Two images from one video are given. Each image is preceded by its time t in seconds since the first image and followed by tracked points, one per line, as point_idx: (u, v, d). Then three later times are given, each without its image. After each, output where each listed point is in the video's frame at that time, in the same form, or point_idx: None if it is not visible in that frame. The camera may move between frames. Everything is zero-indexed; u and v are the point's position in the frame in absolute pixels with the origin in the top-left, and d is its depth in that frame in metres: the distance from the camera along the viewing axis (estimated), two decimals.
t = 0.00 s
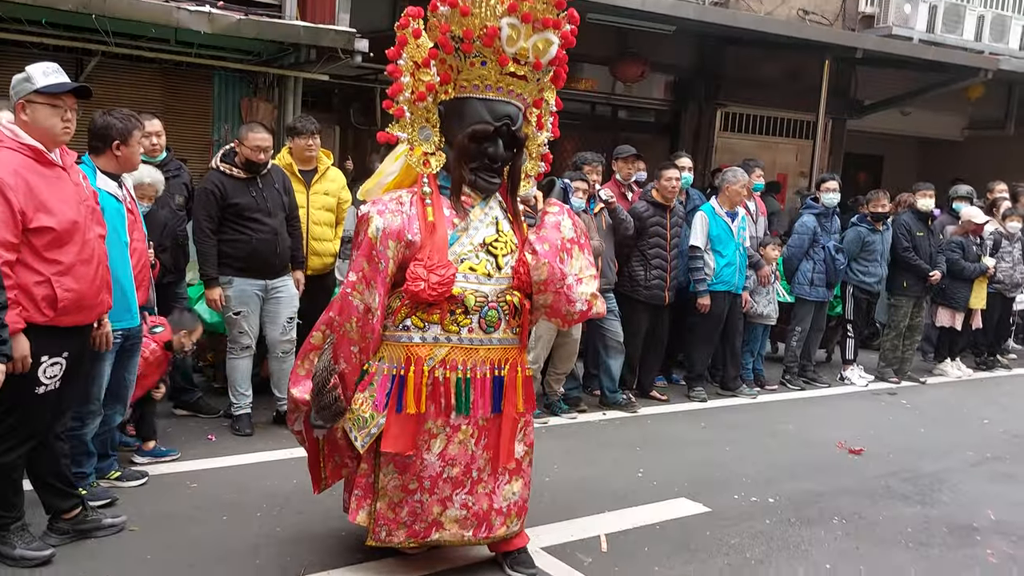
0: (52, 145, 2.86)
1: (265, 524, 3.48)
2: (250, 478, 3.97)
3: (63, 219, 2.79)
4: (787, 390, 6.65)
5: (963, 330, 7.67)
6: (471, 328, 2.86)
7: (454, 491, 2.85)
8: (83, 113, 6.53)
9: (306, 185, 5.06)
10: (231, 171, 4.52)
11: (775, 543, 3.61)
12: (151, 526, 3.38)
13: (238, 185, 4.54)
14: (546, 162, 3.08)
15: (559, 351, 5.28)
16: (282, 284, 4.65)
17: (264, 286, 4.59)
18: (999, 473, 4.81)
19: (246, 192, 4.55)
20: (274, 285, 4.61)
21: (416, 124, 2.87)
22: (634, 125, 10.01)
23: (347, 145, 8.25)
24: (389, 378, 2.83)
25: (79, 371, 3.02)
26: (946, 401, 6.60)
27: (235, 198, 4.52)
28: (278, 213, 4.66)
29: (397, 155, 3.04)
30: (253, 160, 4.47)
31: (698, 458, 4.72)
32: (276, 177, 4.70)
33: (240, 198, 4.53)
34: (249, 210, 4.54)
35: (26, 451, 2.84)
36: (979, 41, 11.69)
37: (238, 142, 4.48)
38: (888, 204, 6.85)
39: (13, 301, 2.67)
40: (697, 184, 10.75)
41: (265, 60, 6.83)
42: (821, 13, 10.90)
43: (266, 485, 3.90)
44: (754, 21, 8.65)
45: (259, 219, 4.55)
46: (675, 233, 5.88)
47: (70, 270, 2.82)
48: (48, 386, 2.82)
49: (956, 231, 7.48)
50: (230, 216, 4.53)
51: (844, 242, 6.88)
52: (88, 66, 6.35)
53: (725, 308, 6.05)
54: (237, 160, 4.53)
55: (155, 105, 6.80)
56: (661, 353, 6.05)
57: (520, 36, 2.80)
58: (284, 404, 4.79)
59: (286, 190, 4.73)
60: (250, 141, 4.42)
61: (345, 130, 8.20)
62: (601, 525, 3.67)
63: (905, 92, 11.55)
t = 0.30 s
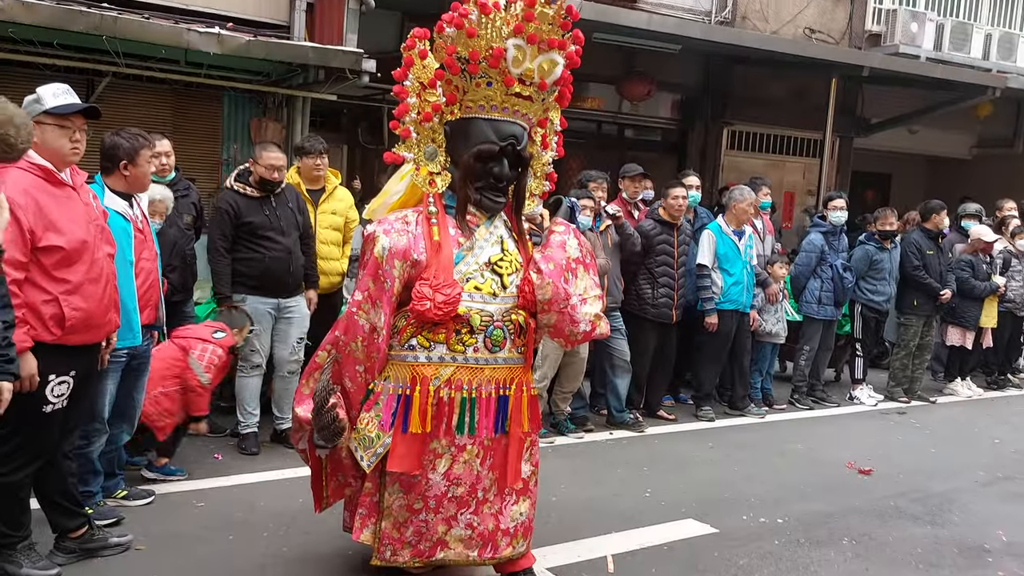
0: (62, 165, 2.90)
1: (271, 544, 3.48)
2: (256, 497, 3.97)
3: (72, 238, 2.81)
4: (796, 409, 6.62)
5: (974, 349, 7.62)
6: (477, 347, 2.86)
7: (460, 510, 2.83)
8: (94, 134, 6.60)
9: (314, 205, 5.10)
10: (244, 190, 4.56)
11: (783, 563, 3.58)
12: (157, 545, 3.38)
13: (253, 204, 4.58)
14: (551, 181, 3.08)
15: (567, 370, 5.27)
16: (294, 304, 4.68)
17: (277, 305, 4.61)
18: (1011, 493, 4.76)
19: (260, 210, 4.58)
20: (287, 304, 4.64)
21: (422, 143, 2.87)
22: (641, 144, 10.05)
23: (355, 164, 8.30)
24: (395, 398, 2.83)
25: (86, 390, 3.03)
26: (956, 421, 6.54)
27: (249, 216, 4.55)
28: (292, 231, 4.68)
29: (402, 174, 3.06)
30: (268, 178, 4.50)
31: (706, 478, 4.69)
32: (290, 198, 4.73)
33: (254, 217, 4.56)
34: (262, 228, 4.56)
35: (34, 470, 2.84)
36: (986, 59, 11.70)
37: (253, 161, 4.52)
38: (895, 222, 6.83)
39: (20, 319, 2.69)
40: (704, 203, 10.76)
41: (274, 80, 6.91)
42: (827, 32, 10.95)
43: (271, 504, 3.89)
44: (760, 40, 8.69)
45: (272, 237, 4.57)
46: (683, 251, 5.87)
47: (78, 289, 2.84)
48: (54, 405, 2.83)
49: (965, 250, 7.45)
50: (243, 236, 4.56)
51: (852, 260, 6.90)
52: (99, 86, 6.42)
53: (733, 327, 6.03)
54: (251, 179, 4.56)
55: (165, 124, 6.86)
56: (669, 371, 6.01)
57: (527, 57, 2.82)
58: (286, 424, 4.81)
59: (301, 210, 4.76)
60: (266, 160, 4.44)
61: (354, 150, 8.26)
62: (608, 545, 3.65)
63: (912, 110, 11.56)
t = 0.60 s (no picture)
0: (68, 173, 2.93)
1: (275, 552, 3.48)
2: (260, 506, 3.97)
3: (78, 247, 2.82)
4: (802, 419, 6.60)
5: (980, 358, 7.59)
6: (484, 355, 2.86)
7: (468, 519, 2.83)
8: (101, 143, 6.64)
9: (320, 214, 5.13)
10: (263, 197, 4.59)
11: (789, 573, 3.56)
12: (161, 553, 3.38)
13: (270, 209, 4.59)
14: (553, 189, 3.13)
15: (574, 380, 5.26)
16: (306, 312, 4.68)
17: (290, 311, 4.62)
18: (1018, 504, 4.73)
19: (277, 216, 4.59)
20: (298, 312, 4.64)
21: (427, 153, 2.90)
22: (646, 153, 10.07)
23: (361, 174, 8.33)
24: (402, 407, 2.83)
25: (92, 398, 3.04)
26: (963, 430, 6.51)
27: (265, 221, 4.56)
28: (307, 239, 4.69)
29: (407, 184, 3.08)
30: (289, 186, 4.53)
31: (711, 487, 4.68)
32: (307, 206, 4.77)
33: (270, 222, 4.56)
34: (279, 233, 4.58)
35: (39, 478, 2.85)
36: (991, 68, 11.69)
37: (274, 168, 4.56)
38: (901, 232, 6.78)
39: (26, 328, 2.71)
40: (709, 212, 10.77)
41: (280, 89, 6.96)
42: (832, 42, 10.97)
43: (276, 513, 3.89)
44: (764, 50, 8.72)
45: (286, 243, 4.59)
46: (688, 260, 5.87)
47: (83, 298, 2.85)
48: (60, 413, 2.83)
49: (972, 259, 7.43)
50: (259, 239, 4.56)
51: (857, 270, 6.88)
52: (107, 96, 6.47)
53: (738, 336, 6.02)
54: (272, 186, 4.61)
55: (171, 134, 6.90)
56: (674, 381, 6.01)
57: (531, 66, 2.82)
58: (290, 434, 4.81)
59: (318, 219, 4.80)
60: (286, 167, 4.47)
61: (359, 159, 8.29)
62: (613, 555, 3.63)
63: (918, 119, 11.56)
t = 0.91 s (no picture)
0: (71, 177, 2.93)
1: (277, 556, 3.48)
2: (262, 509, 3.98)
3: (81, 251, 2.83)
4: (804, 423, 6.59)
5: (982, 363, 7.58)
6: (498, 357, 2.88)
7: (486, 521, 2.86)
8: (104, 147, 6.66)
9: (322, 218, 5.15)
10: (277, 200, 4.63)
11: None
12: (163, 557, 3.39)
13: (283, 214, 4.62)
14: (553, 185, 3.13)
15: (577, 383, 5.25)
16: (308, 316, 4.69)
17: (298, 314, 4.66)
18: (1020, 508, 4.72)
19: (289, 221, 4.62)
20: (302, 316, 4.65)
21: (427, 160, 2.91)
22: (649, 157, 10.09)
23: (364, 178, 8.35)
24: (419, 413, 2.82)
25: (94, 402, 3.05)
26: (965, 435, 6.50)
27: (276, 224, 4.59)
28: (317, 246, 4.70)
29: (408, 192, 3.07)
30: (303, 191, 4.55)
31: (713, 491, 4.68)
32: (322, 213, 4.78)
33: (281, 226, 4.59)
34: (289, 237, 4.60)
35: (42, 481, 2.86)
36: (993, 73, 11.70)
37: (290, 174, 4.57)
38: (902, 236, 6.83)
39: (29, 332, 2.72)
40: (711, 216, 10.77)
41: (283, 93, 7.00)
42: (834, 47, 10.99)
43: (278, 517, 3.90)
44: (766, 55, 8.73)
45: (296, 248, 4.61)
46: (690, 264, 5.88)
47: (86, 302, 2.86)
48: (63, 418, 2.84)
49: (974, 264, 7.42)
50: (270, 242, 4.60)
51: (858, 274, 6.89)
52: (109, 100, 6.47)
53: (740, 340, 6.02)
54: (287, 192, 4.64)
55: (175, 138, 6.92)
56: (676, 385, 6.01)
57: (525, 66, 2.84)
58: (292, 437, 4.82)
59: (331, 227, 4.80)
60: (301, 173, 4.49)
61: (362, 163, 8.31)
62: (614, 558, 3.64)
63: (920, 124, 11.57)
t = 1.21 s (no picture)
0: (75, 180, 2.94)
1: (278, 556, 3.49)
2: (264, 510, 3.98)
3: (84, 252, 2.83)
4: (806, 424, 6.59)
5: (984, 364, 7.57)
6: (504, 358, 2.88)
7: (511, 517, 2.85)
8: (107, 148, 6.68)
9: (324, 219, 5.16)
10: (286, 201, 4.64)
11: None
12: (166, 557, 3.40)
13: (290, 214, 4.63)
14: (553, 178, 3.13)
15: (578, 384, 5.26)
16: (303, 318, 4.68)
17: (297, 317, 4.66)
18: (1021, 509, 4.72)
19: (294, 222, 4.62)
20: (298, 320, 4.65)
21: (422, 167, 2.91)
22: (650, 158, 10.09)
23: (365, 179, 8.36)
24: (433, 419, 2.83)
25: (96, 403, 3.05)
26: (967, 436, 6.50)
27: (281, 225, 4.59)
28: (321, 249, 4.71)
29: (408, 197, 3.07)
30: (313, 196, 4.58)
31: (715, 492, 4.68)
32: (329, 217, 4.80)
33: (285, 226, 4.59)
34: (294, 238, 4.60)
35: (44, 481, 2.87)
36: (995, 75, 11.68)
37: (301, 177, 4.60)
38: (903, 237, 6.83)
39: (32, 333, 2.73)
40: (713, 218, 10.77)
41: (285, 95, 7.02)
42: (836, 48, 10.99)
43: (280, 517, 3.91)
44: (767, 56, 8.73)
45: (299, 249, 4.61)
46: (691, 265, 5.88)
47: (89, 303, 2.87)
48: (66, 418, 2.84)
49: (975, 265, 7.41)
50: (274, 242, 4.60)
51: (860, 276, 6.91)
52: (112, 101, 6.48)
53: (741, 341, 6.02)
54: (297, 193, 4.65)
55: (177, 139, 6.93)
56: (677, 385, 6.01)
57: (512, 65, 2.83)
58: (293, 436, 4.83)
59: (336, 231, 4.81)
60: (313, 177, 4.51)
61: (364, 164, 8.33)
62: (616, 559, 3.64)
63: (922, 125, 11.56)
